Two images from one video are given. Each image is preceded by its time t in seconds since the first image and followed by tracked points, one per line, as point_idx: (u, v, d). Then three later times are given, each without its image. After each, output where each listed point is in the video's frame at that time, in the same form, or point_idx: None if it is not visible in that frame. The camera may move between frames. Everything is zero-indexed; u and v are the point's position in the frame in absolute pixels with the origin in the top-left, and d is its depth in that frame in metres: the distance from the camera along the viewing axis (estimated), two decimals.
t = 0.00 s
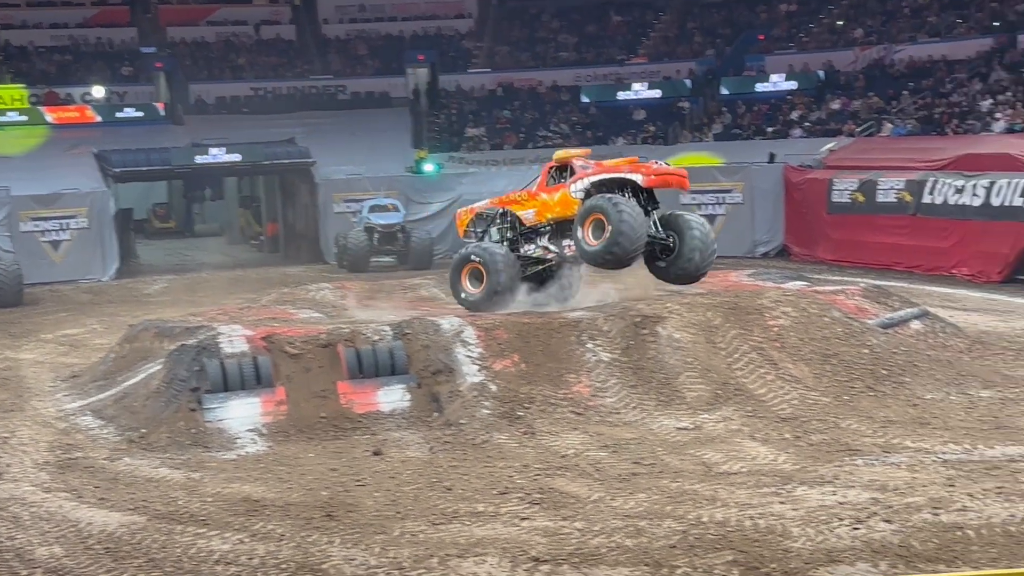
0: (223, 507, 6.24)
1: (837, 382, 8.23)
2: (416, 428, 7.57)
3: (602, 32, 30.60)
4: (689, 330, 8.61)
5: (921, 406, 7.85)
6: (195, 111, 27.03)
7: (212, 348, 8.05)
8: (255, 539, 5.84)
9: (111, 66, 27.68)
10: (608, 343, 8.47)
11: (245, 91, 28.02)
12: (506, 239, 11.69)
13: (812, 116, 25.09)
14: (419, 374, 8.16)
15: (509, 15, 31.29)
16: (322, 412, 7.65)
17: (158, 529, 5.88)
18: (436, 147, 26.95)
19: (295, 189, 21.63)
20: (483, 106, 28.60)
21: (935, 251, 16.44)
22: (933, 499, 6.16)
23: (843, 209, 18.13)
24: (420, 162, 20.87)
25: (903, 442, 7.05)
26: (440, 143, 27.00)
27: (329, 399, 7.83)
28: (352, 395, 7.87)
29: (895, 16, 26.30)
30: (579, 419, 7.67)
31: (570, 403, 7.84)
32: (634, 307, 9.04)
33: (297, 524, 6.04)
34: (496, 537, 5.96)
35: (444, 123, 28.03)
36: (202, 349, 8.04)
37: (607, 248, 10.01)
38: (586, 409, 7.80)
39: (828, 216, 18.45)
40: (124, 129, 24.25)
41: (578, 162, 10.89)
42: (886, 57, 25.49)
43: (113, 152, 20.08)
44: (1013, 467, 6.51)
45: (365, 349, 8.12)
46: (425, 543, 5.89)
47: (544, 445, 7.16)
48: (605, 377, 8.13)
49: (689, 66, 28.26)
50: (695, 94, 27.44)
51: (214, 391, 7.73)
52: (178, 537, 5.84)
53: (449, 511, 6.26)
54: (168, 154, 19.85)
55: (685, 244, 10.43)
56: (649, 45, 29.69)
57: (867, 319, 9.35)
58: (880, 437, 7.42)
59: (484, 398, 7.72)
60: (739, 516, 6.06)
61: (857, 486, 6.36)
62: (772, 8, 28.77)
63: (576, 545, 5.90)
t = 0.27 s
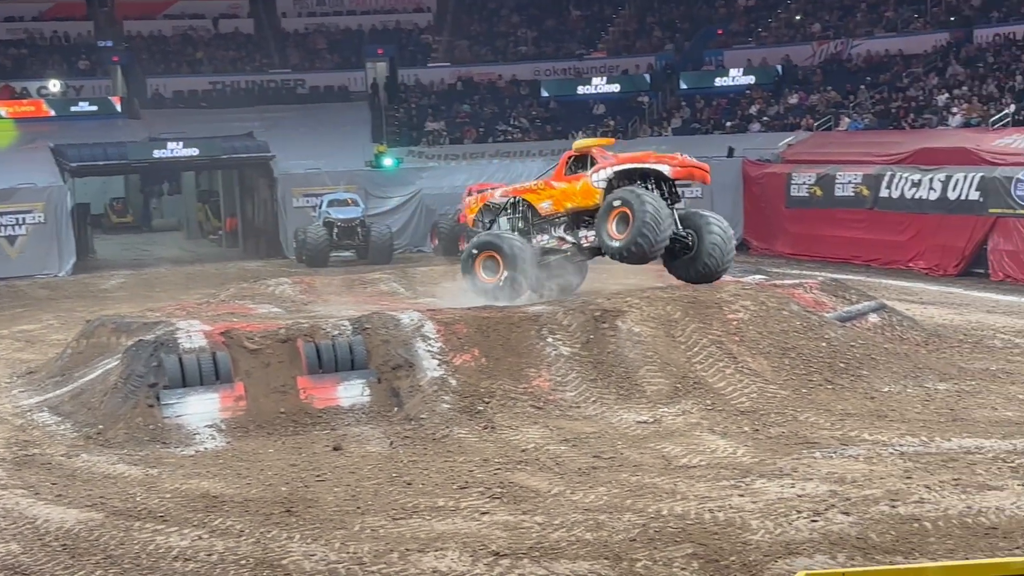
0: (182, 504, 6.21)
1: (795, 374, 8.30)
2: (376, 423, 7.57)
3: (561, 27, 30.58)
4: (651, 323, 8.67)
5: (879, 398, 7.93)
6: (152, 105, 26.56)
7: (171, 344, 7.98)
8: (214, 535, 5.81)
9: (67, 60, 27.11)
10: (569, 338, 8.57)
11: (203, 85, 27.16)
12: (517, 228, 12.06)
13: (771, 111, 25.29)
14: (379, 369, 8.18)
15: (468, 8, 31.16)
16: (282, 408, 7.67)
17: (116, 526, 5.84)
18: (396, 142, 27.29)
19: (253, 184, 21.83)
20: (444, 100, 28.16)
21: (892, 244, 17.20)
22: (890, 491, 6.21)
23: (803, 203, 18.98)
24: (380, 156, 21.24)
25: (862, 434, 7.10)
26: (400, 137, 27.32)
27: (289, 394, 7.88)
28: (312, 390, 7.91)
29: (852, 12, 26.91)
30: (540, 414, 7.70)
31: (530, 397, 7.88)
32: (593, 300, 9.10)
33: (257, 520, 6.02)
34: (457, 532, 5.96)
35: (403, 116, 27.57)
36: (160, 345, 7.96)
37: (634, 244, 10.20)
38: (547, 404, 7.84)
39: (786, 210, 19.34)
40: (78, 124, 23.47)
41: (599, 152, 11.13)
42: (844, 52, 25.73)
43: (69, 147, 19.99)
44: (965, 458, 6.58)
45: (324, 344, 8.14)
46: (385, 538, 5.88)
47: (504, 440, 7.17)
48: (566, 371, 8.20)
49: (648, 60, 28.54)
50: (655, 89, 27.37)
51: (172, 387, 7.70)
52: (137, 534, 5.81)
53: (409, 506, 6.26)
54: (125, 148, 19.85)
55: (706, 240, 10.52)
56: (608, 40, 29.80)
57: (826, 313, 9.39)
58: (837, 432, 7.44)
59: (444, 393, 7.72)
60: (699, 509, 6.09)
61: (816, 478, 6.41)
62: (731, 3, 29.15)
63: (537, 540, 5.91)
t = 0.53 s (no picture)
0: (137, 501, 6.18)
1: (751, 368, 8.42)
2: (333, 418, 7.61)
3: (517, 21, 30.70)
4: (609, 320, 8.79)
5: (833, 391, 8.03)
6: (106, 100, 26.46)
7: (126, 340, 8.08)
8: (170, 532, 5.79)
9: (22, 54, 26.91)
10: (526, 332, 8.68)
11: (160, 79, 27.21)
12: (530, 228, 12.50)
13: (726, 105, 25.58)
14: (336, 364, 8.30)
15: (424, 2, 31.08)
16: (239, 403, 7.70)
17: (70, 524, 5.79)
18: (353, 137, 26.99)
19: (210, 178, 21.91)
20: (400, 94, 28.10)
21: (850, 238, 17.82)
22: (846, 483, 6.26)
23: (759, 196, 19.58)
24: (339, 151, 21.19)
25: (816, 427, 7.19)
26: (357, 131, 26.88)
27: (245, 390, 7.89)
28: (268, 386, 7.93)
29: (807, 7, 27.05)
30: (497, 408, 7.75)
31: (488, 392, 7.94)
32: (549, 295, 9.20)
33: (213, 516, 6.00)
34: (414, 527, 5.95)
35: (360, 111, 27.47)
36: (116, 340, 8.06)
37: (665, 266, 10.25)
38: (505, 397, 7.90)
39: (743, 204, 19.91)
40: (29, 118, 23.14)
41: (622, 167, 11.59)
42: (799, 46, 25.99)
43: (23, 141, 19.81)
44: (918, 451, 6.66)
45: (281, 339, 8.21)
46: (342, 534, 5.86)
47: (461, 435, 7.21)
48: (524, 366, 8.28)
49: (604, 55, 28.37)
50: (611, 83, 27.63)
51: (128, 383, 7.69)
52: (93, 531, 5.77)
53: (367, 501, 6.25)
54: (80, 143, 19.68)
55: (726, 247, 10.57)
56: (565, 36, 29.95)
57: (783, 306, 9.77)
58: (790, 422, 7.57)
59: (401, 388, 7.74)
60: (656, 503, 6.13)
61: (771, 471, 6.46)
62: None
63: (494, 535, 5.92)
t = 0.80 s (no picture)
0: (89, 497, 6.13)
1: (705, 361, 8.58)
2: (287, 414, 7.62)
3: (471, 15, 30.28)
4: (564, 314, 8.98)
5: (785, 384, 8.15)
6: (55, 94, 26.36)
7: (76, 335, 8.15)
8: (122, 529, 5.75)
9: None
10: (480, 327, 8.83)
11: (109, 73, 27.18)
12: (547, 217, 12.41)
13: (679, 100, 25.52)
14: (290, 359, 8.37)
15: None
16: (190, 400, 7.70)
17: (20, 522, 5.75)
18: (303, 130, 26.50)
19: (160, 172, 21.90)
20: (353, 88, 27.99)
21: (806, 235, 18.31)
22: (798, 476, 6.31)
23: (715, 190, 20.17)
24: (289, 145, 20.97)
25: (769, 420, 7.27)
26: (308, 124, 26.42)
27: (197, 385, 7.92)
28: (221, 381, 7.96)
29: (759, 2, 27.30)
30: (451, 402, 7.80)
31: (442, 386, 7.99)
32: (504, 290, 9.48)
33: (166, 513, 5.96)
34: (369, 522, 5.95)
35: (313, 106, 27.20)
36: (66, 336, 8.14)
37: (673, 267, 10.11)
38: (459, 391, 7.97)
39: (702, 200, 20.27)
40: None
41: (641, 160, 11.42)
42: (751, 41, 26.13)
43: None
44: (870, 442, 6.73)
45: (234, 335, 8.26)
46: (296, 530, 5.84)
47: (414, 429, 7.23)
48: (478, 361, 8.38)
49: (557, 49, 28.39)
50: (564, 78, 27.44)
51: (78, 379, 7.68)
52: (42, 528, 5.72)
53: (321, 497, 6.23)
54: (29, 137, 19.55)
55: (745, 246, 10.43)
56: (518, 29, 29.65)
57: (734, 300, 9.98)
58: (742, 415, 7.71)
59: (355, 383, 7.80)
60: (609, 496, 6.15)
61: (724, 464, 6.50)
62: None
63: (449, 529, 5.92)
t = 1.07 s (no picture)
0: (38, 495, 6.08)
1: (658, 356, 8.76)
2: (240, 410, 7.62)
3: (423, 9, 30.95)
4: (516, 307, 9.25)
5: (737, 377, 8.32)
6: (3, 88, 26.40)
7: (25, 332, 8.23)
8: (72, 526, 5.70)
9: None
10: (434, 321, 9.00)
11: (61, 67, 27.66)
12: (574, 199, 12.10)
13: (631, 95, 26.32)
14: (242, 355, 8.38)
15: None
16: (141, 396, 7.70)
17: None
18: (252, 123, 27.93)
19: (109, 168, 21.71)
20: (306, 83, 28.75)
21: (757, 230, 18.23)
22: (749, 469, 6.38)
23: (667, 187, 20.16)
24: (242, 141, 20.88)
25: (721, 414, 7.39)
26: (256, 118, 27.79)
27: (148, 381, 7.94)
28: (172, 377, 7.98)
29: None
30: (405, 397, 7.86)
31: (395, 381, 8.06)
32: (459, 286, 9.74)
33: (116, 510, 5.92)
34: (322, 518, 5.93)
35: (265, 99, 28.09)
36: (15, 333, 8.23)
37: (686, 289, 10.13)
38: (413, 385, 8.03)
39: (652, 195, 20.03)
40: None
41: (683, 169, 11.14)
42: (703, 37, 26.77)
43: None
44: (822, 436, 6.84)
45: (185, 332, 8.26)
46: (248, 526, 5.82)
47: (369, 424, 7.27)
48: (432, 356, 8.46)
49: (509, 44, 29.31)
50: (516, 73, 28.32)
51: (28, 375, 7.68)
52: None
53: (273, 493, 6.22)
54: None
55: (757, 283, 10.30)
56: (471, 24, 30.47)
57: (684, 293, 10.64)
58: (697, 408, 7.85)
59: (308, 378, 7.85)
60: (563, 490, 6.18)
61: (677, 458, 6.56)
62: None
63: (402, 525, 5.92)
